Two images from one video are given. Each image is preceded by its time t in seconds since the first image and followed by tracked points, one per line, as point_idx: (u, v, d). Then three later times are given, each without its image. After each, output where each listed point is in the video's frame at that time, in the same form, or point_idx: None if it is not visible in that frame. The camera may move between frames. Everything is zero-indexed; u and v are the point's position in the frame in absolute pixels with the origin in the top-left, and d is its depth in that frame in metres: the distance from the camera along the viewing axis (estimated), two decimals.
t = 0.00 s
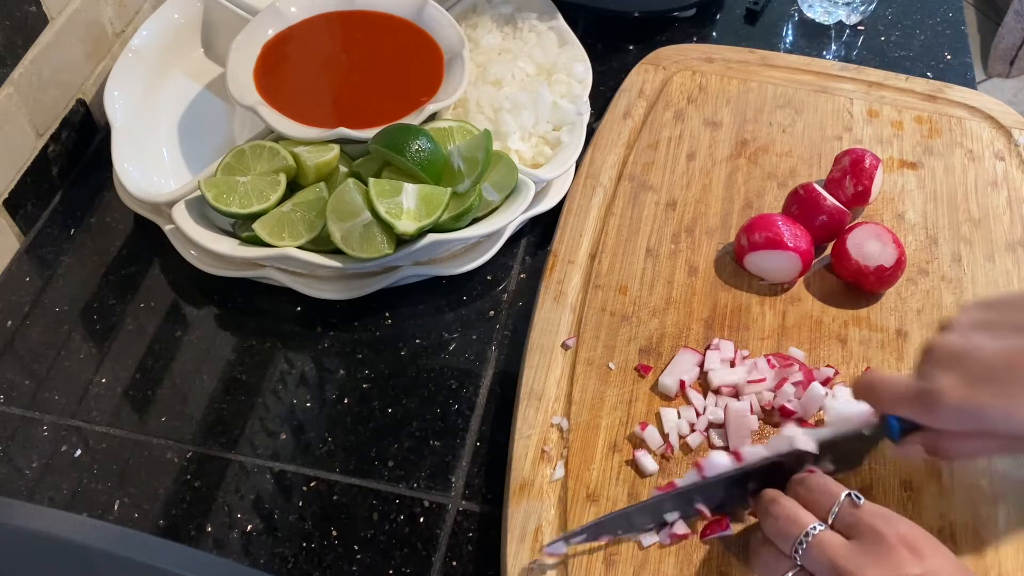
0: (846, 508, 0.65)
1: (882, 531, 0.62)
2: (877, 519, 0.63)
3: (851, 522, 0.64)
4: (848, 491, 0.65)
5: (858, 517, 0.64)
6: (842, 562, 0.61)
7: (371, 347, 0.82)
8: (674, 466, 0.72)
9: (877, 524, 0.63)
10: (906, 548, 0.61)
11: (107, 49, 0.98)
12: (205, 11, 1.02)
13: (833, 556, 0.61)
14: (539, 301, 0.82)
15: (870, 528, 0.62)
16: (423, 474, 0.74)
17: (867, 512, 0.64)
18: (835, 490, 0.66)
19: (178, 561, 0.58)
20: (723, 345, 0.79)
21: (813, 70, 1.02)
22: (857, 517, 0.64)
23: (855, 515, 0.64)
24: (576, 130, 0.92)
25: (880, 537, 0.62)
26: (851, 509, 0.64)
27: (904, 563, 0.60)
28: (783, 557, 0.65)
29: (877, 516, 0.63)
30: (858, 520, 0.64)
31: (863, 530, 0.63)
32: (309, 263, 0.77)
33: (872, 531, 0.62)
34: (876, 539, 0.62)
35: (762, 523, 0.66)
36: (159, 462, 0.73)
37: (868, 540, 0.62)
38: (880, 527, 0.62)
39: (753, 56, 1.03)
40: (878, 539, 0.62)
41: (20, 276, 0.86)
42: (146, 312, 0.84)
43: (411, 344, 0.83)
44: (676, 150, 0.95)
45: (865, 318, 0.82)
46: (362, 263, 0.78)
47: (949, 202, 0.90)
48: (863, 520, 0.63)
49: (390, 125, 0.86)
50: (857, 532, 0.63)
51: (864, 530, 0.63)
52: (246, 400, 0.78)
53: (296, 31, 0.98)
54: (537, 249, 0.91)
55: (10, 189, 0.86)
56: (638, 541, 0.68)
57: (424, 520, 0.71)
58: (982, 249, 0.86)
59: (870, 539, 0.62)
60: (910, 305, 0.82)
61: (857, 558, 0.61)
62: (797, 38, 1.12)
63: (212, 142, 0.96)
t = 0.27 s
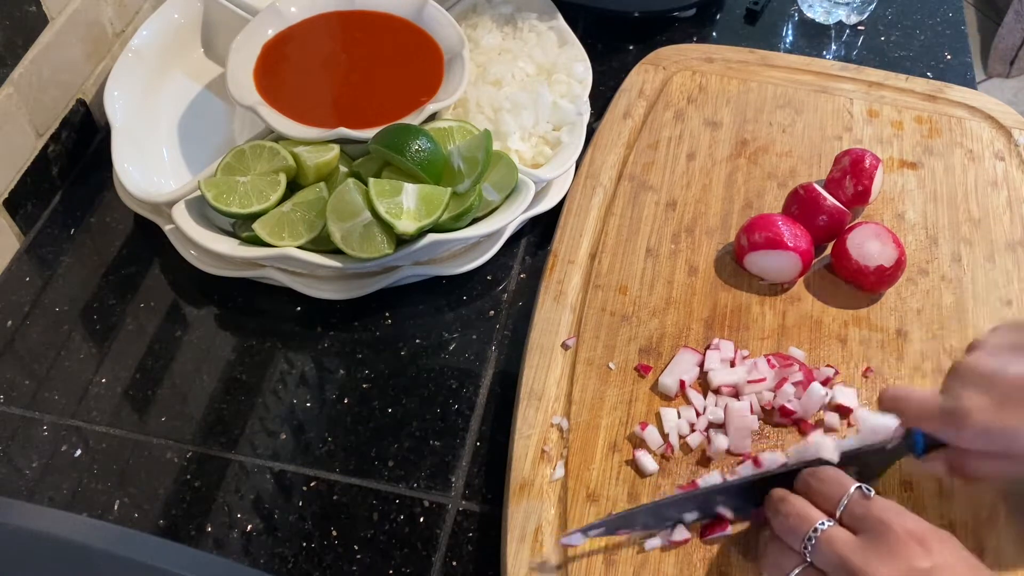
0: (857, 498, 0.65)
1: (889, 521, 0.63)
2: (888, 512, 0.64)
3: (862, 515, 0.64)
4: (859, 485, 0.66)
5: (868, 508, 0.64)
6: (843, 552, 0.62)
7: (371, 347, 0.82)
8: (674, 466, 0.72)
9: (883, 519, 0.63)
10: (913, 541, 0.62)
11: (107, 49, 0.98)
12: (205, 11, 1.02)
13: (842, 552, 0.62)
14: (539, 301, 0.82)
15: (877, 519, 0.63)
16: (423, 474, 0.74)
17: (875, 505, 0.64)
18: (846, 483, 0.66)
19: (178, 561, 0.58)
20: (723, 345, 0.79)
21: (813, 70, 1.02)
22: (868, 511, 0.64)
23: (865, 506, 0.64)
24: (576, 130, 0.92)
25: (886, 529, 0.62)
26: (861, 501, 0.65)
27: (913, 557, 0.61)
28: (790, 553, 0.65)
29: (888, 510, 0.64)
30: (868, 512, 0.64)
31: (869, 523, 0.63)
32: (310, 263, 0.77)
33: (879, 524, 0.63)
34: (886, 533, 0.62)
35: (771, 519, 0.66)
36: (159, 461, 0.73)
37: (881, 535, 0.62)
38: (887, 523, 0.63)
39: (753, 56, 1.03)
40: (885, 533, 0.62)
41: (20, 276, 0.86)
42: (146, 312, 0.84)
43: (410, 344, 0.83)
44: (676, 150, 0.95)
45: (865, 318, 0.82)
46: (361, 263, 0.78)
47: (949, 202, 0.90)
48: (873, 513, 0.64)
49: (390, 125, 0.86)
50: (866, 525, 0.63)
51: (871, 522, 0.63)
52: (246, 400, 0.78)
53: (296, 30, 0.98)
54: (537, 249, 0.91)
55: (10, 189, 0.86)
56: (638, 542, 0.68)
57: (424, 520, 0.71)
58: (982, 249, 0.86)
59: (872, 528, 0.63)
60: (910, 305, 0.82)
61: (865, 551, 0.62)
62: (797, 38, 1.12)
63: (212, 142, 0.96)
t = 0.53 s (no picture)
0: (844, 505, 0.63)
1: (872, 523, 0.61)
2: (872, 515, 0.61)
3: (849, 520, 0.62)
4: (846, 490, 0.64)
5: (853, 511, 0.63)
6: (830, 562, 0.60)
7: (371, 347, 0.82)
8: (675, 466, 0.72)
9: (869, 522, 0.61)
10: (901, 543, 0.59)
11: (107, 49, 0.98)
12: (205, 12, 1.02)
13: (828, 558, 0.60)
14: (539, 301, 0.82)
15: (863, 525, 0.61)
16: (423, 474, 0.74)
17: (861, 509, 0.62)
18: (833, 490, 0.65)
19: (178, 561, 0.58)
20: (723, 345, 0.79)
21: (813, 69, 1.02)
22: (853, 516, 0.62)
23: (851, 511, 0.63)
24: (576, 130, 0.92)
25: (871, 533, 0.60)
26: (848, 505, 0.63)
27: (902, 559, 0.58)
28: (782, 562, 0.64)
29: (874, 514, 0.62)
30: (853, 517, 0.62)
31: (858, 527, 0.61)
32: (310, 263, 0.77)
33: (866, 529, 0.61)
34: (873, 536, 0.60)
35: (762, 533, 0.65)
36: (159, 461, 0.73)
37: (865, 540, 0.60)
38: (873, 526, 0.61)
39: (753, 56, 1.03)
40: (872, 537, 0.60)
41: (20, 276, 0.86)
42: (146, 312, 0.84)
43: (411, 344, 0.83)
44: (676, 150, 0.95)
45: (865, 318, 0.82)
46: (362, 263, 0.78)
47: (949, 202, 0.90)
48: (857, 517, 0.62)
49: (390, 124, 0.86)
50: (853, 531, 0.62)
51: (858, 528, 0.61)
52: (246, 400, 0.78)
53: (296, 31, 0.98)
54: (537, 249, 0.91)
55: (10, 189, 0.86)
56: (638, 541, 0.68)
57: (424, 520, 0.71)
58: (982, 249, 0.86)
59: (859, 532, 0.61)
60: (910, 305, 0.82)
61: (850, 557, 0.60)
62: (797, 38, 1.12)
63: (212, 143, 0.96)
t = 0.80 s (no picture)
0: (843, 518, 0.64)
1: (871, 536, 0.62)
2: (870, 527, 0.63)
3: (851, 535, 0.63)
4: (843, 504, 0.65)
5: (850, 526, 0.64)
6: None
7: (371, 347, 0.82)
8: (675, 467, 0.72)
9: (865, 538, 0.62)
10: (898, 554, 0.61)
11: (107, 49, 0.98)
12: (205, 12, 1.02)
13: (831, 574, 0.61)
14: (539, 301, 0.82)
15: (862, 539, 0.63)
16: (423, 474, 0.74)
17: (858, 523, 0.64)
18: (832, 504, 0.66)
19: (178, 561, 0.58)
20: (723, 345, 0.79)
21: (813, 69, 1.02)
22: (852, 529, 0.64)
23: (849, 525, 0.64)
24: (577, 130, 0.92)
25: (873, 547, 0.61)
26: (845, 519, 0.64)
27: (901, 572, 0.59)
28: None
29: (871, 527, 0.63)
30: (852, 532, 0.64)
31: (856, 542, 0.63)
32: (310, 263, 0.77)
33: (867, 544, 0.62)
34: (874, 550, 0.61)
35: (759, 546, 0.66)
36: (159, 461, 0.73)
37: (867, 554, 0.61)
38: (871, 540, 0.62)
39: (753, 56, 1.03)
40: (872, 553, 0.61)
41: (20, 276, 0.86)
42: (146, 312, 0.84)
43: (411, 344, 0.83)
44: (676, 150, 0.95)
45: (865, 318, 0.82)
46: (361, 263, 0.78)
47: (949, 202, 0.90)
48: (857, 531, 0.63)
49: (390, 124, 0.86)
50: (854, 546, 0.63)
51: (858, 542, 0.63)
52: (247, 400, 0.78)
53: (296, 31, 0.98)
54: (537, 249, 0.91)
55: (10, 189, 0.86)
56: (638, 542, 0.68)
57: (424, 520, 0.71)
58: (982, 249, 0.86)
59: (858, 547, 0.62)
60: (910, 305, 0.82)
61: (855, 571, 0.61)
62: (797, 38, 1.12)
63: (212, 143, 0.96)
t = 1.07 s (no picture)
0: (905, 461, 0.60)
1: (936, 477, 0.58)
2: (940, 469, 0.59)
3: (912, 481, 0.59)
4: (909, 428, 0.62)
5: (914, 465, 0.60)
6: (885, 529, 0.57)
7: (371, 347, 0.82)
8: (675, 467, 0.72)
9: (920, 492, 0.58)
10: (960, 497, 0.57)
11: (107, 49, 0.98)
12: (205, 12, 1.02)
13: None
14: (539, 301, 0.82)
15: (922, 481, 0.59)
16: (423, 474, 0.74)
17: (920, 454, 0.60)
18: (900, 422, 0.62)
19: (179, 562, 0.59)
20: (723, 345, 0.79)
21: (813, 69, 1.02)
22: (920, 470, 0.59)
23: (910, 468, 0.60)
24: (577, 130, 0.92)
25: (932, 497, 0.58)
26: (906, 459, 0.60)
27: None
28: None
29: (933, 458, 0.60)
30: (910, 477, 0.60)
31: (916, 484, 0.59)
32: (310, 263, 0.77)
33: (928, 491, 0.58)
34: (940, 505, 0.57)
35: None
36: (159, 462, 0.73)
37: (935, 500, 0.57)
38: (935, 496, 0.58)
39: (753, 56, 1.03)
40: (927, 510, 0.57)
41: (20, 276, 0.86)
42: (146, 312, 0.84)
43: (411, 344, 0.83)
44: (676, 150, 0.95)
45: (865, 318, 0.82)
46: (361, 263, 0.78)
47: (949, 202, 0.90)
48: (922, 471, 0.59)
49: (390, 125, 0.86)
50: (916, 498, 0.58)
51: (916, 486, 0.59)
52: (247, 400, 0.78)
53: (296, 31, 0.97)
54: (537, 249, 0.91)
55: (10, 189, 0.86)
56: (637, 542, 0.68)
57: (424, 520, 0.71)
58: (982, 249, 0.86)
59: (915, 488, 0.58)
60: (910, 306, 0.82)
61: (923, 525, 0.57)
62: (798, 38, 1.12)
63: (212, 142, 0.96)
